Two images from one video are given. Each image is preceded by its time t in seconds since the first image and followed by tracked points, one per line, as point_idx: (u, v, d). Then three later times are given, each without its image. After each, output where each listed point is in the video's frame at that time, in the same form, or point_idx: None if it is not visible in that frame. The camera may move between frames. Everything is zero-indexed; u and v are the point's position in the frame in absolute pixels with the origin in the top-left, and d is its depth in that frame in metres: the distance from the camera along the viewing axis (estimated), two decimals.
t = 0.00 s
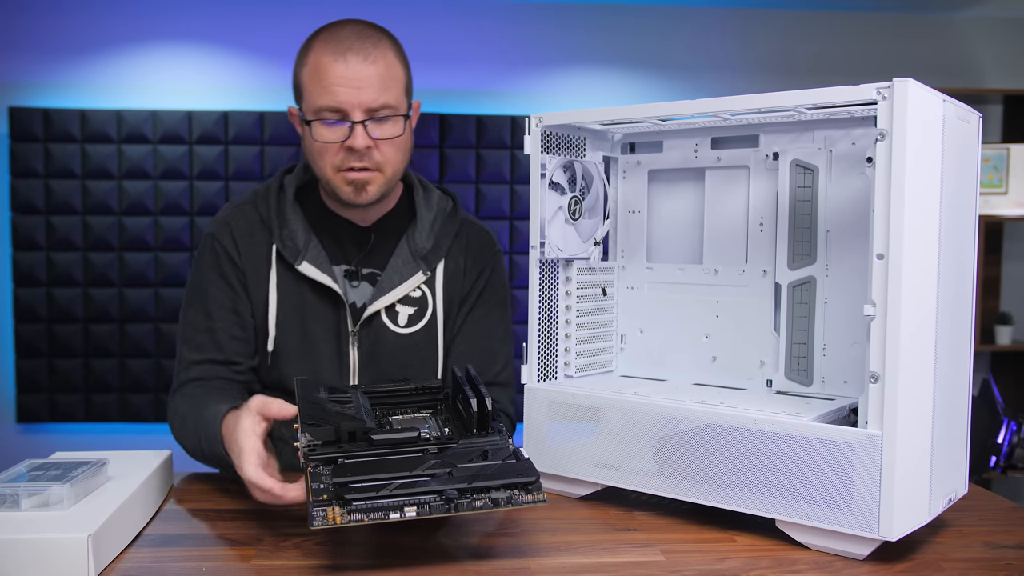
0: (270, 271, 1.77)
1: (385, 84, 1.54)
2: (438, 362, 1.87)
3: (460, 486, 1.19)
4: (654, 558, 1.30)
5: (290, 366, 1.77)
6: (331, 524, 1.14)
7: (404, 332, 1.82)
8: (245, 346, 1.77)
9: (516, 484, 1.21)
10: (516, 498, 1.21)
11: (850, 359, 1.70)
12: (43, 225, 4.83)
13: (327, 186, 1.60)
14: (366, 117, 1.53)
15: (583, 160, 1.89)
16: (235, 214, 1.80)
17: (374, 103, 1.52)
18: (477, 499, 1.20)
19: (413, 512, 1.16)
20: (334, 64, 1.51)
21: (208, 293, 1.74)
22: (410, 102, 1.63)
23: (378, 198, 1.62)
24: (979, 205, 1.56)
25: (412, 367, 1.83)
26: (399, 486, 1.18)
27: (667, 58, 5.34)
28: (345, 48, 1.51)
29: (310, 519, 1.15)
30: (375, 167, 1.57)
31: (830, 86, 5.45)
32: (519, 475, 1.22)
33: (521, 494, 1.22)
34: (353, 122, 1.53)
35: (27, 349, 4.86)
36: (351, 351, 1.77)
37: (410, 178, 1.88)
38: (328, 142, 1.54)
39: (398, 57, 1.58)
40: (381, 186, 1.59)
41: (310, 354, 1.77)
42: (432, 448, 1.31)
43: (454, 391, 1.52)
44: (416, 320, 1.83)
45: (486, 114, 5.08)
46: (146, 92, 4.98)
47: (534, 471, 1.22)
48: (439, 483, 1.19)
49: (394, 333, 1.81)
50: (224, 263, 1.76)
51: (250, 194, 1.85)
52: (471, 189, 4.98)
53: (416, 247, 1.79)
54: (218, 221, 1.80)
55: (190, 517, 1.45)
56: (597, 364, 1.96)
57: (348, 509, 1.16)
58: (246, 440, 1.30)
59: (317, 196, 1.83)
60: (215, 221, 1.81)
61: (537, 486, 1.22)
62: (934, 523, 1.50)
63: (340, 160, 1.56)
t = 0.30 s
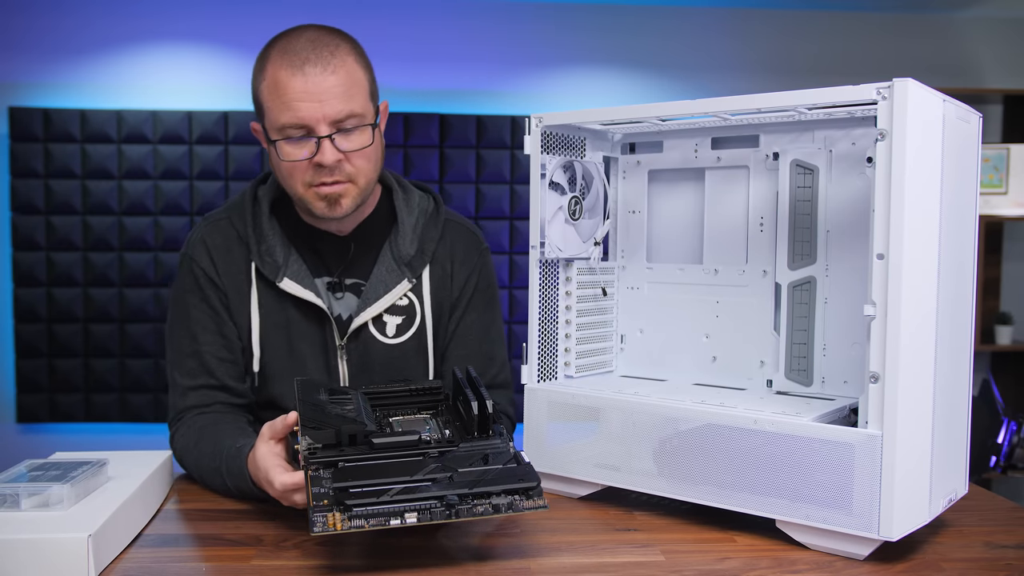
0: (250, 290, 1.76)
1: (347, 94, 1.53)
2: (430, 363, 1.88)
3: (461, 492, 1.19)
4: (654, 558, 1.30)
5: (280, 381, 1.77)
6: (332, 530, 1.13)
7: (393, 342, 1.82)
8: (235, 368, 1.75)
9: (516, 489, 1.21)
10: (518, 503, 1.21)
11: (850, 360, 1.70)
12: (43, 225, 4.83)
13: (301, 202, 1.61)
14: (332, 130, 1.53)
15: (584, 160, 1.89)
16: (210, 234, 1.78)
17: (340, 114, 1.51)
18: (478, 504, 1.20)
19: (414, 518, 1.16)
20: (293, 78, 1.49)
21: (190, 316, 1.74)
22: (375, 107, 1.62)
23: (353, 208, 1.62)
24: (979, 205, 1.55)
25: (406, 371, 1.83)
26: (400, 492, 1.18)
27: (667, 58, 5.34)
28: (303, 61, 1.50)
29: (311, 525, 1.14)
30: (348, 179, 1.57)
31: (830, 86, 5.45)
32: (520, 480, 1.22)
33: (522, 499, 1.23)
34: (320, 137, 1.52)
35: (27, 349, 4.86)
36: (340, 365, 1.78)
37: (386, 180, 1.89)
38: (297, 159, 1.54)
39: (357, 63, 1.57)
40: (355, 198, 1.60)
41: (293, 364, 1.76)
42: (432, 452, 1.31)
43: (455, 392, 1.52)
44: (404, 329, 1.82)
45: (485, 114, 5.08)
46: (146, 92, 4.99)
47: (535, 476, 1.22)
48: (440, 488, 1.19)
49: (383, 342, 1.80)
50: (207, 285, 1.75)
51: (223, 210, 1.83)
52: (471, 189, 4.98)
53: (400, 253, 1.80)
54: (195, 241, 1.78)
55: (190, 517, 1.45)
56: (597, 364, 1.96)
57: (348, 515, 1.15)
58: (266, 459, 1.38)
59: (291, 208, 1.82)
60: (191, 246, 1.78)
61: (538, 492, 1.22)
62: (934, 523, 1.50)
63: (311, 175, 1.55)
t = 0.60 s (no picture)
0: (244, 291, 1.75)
1: (344, 100, 1.52)
2: (426, 362, 1.86)
3: (459, 487, 1.19)
4: (654, 558, 1.30)
5: (279, 386, 1.77)
6: (330, 526, 1.13)
7: (392, 346, 1.81)
8: (229, 370, 1.75)
9: (514, 485, 1.21)
10: (515, 499, 1.21)
11: (850, 360, 1.70)
12: (43, 225, 4.83)
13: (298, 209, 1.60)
14: (328, 137, 1.52)
15: (583, 160, 1.89)
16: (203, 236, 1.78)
17: (335, 120, 1.51)
18: (476, 500, 1.20)
19: (411, 514, 1.16)
20: (288, 84, 1.49)
21: (185, 318, 1.73)
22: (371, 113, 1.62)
23: (349, 215, 1.62)
24: (979, 205, 1.56)
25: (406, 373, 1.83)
26: (397, 488, 1.18)
27: (667, 58, 5.34)
28: (299, 67, 1.50)
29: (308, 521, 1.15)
30: (345, 186, 1.56)
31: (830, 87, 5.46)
32: (518, 476, 1.22)
33: (520, 495, 1.23)
34: (316, 144, 1.51)
35: (27, 349, 4.86)
36: (337, 368, 1.76)
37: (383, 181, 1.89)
38: (295, 165, 1.53)
39: (354, 68, 1.57)
40: (351, 205, 1.60)
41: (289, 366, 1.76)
42: (431, 449, 1.31)
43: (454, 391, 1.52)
44: (402, 333, 1.82)
45: (486, 114, 5.08)
46: (146, 92, 4.99)
47: (533, 473, 1.22)
48: (438, 484, 1.20)
49: (382, 346, 1.80)
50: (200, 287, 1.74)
51: (217, 210, 1.83)
52: (471, 189, 4.98)
53: (398, 257, 1.79)
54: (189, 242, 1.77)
55: (189, 518, 1.45)
56: (597, 364, 1.96)
57: (346, 511, 1.16)
58: (265, 460, 1.38)
59: (288, 211, 1.83)
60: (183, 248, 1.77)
61: (536, 488, 1.22)
62: (934, 523, 1.50)
63: (307, 182, 1.55)
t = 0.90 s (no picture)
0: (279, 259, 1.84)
1: (420, 84, 1.64)
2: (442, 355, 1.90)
3: (448, 483, 1.19)
4: (654, 558, 1.30)
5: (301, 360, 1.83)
6: (315, 514, 1.14)
7: (408, 329, 1.86)
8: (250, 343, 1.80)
9: (503, 483, 1.20)
10: (503, 498, 1.20)
11: (850, 360, 1.70)
12: (43, 225, 4.83)
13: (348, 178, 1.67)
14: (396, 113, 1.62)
15: (583, 160, 1.89)
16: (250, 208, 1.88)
17: (408, 100, 1.62)
18: (463, 497, 1.19)
19: (397, 506, 1.16)
20: (373, 56, 1.60)
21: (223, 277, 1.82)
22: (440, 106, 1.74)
23: (395, 194, 1.69)
24: (979, 205, 1.55)
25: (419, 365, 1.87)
26: (386, 481, 1.19)
27: (666, 58, 5.34)
28: (388, 45, 1.61)
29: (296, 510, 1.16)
30: (397, 163, 1.64)
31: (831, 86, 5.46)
32: (509, 475, 1.21)
33: (509, 494, 1.21)
34: (384, 114, 1.61)
35: (27, 349, 4.86)
36: (354, 344, 1.81)
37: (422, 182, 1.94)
38: (358, 132, 1.62)
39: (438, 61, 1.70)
40: (399, 184, 1.67)
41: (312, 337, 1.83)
42: (426, 446, 1.31)
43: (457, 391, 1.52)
44: (420, 317, 1.87)
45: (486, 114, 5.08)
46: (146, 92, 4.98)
47: (524, 472, 1.21)
48: (427, 479, 1.19)
49: (399, 328, 1.85)
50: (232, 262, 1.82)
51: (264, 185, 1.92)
52: (471, 189, 4.98)
53: (425, 246, 1.85)
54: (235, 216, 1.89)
55: (189, 518, 1.45)
56: (597, 364, 1.96)
57: (333, 501, 1.16)
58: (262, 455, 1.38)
59: (328, 191, 1.90)
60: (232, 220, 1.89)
61: (525, 487, 1.21)
62: (934, 523, 1.50)
63: (366, 150, 1.63)
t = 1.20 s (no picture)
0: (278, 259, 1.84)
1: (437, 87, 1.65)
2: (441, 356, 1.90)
3: (439, 483, 1.19)
4: (654, 558, 1.30)
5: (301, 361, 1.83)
6: (307, 517, 1.14)
7: (407, 329, 1.86)
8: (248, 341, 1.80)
9: (496, 482, 1.20)
10: (495, 496, 1.20)
11: (850, 359, 1.70)
12: (43, 225, 4.83)
13: (368, 182, 1.67)
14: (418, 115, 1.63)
15: (584, 160, 1.89)
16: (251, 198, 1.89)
17: (429, 102, 1.62)
18: (455, 496, 1.19)
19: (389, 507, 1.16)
20: (391, 60, 1.60)
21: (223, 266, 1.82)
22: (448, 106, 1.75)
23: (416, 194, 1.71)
24: (979, 205, 1.55)
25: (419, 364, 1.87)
26: (378, 482, 1.19)
27: (666, 58, 5.33)
28: (404, 48, 1.61)
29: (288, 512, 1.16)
30: (419, 164, 1.66)
31: (831, 86, 5.46)
32: (502, 473, 1.21)
33: (501, 493, 1.22)
34: (407, 117, 1.61)
35: (27, 349, 4.86)
36: (352, 344, 1.80)
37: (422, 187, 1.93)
38: (380, 135, 1.63)
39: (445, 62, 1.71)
40: (421, 183, 1.69)
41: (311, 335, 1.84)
42: (419, 446, 1.31)
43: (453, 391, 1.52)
44: (419, 317, 1.86)
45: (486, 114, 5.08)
46: (146, 92, 4.98)
47: (516, 470, 1.21)
48: (419, 480, 1.20)
49: (397, 327, 1.85)
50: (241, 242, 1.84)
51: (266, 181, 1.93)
52: (471, 189, 4.98)
53: (423, 247, 1.84)
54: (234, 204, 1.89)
55: (189, 518, 1.45)
56: (597, 364, 1.96)
57: (325, 502, 1.16)
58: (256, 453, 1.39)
59: (328, 190, 1.90)
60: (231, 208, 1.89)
61: (517, 486, 1.21)
62: (934, 523, 1.50)
63: (389, 154, 1.63)
